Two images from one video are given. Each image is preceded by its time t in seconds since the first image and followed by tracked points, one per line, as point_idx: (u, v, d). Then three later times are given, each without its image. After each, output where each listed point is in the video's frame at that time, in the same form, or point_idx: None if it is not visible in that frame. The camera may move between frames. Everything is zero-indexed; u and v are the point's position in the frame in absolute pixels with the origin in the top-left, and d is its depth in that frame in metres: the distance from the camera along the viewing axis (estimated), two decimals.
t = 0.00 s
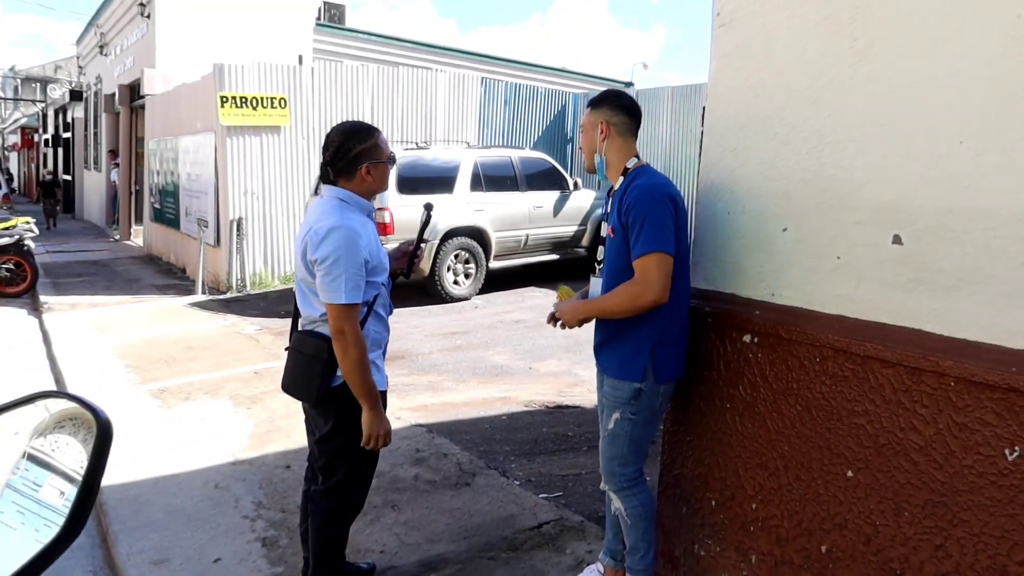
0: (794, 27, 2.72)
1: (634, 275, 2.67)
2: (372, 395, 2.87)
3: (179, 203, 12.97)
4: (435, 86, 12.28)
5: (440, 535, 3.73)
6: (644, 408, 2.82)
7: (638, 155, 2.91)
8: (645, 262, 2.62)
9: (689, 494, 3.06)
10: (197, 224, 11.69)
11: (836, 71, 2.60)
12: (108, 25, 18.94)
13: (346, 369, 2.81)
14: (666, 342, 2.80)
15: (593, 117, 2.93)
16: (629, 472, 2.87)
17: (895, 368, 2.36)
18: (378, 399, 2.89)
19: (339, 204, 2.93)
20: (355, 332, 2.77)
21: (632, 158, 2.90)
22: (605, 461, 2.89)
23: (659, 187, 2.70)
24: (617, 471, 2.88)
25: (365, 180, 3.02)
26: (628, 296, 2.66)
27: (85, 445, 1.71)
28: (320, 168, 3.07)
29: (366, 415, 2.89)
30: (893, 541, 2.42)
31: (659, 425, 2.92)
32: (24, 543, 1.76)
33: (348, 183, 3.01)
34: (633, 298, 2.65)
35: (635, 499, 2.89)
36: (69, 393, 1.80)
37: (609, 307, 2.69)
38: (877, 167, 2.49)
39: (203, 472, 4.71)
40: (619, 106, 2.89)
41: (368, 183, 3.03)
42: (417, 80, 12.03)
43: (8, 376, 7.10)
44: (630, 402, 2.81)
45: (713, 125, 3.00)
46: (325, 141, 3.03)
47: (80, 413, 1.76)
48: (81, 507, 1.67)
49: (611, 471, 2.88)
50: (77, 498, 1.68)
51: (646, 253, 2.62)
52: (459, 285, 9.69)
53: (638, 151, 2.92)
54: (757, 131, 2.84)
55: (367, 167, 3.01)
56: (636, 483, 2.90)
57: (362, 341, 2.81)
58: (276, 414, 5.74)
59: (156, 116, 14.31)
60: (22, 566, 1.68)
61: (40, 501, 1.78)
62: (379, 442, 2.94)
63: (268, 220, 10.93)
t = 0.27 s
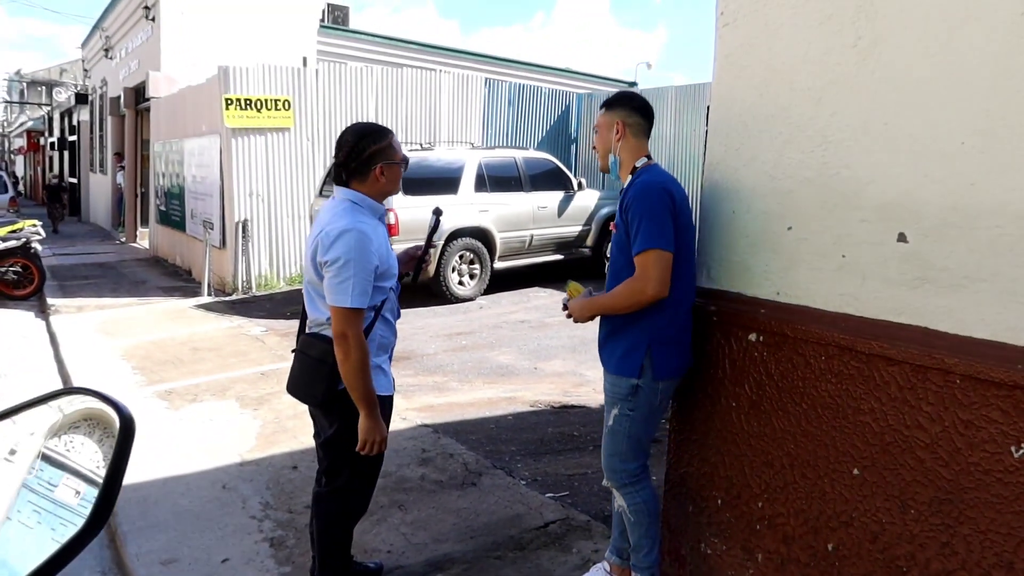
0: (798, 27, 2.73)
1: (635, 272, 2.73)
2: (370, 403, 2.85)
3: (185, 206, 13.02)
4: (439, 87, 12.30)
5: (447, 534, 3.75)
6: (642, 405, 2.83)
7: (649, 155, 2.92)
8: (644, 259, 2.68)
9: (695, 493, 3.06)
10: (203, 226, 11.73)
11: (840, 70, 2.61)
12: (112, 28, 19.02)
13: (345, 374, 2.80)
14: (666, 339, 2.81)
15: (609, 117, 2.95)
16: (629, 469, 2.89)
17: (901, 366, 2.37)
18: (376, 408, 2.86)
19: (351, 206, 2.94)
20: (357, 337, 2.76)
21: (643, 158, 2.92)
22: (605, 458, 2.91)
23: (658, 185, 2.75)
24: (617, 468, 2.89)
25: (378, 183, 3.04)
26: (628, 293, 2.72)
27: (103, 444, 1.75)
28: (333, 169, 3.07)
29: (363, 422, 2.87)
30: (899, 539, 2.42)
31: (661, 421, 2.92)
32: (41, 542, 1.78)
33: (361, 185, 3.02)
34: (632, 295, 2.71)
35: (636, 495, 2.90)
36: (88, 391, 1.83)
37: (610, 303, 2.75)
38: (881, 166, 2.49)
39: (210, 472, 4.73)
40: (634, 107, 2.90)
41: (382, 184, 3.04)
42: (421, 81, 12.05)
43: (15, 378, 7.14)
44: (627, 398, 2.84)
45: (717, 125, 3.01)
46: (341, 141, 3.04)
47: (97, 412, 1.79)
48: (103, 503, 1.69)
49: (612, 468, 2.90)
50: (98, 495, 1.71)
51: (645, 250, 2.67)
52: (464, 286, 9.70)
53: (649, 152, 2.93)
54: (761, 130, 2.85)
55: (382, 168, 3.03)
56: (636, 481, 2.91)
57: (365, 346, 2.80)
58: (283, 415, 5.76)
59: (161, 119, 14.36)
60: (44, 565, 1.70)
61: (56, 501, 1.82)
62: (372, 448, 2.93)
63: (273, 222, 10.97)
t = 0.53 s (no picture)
0: (800, 28, 2.73)
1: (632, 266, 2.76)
2: (389, 404, 2.88)
3: (186, 206, 13.03)
4: (439, 88, 12.31)
5: (448, 535, 3.74)
6: (645, 402, 2.83)
7: (650, 156, 2.98)
8: (642, 251, 2.71)
9: (698, 494, 3.06)
10: (204, 227, 11.73)
11: (843, 70, 2.60)
12: (113, 29, 19.03)
13: (363, 378, 2.82)
14: (666, 336, 2.81)
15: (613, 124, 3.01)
16: (634, 468, 2.88)
17: (904, 368, 2.37)
18: (397, 408, 2.91)
19: (359, 210, 2.94)
20: (375, 341, 2.78)
21: (643, 159, 2.97)
22: (609, 458, 2.91)
23: (656, 181, 2.78)
24: (622, 467, 2.88)
25: (388, 186, 3.05)
26: (627, 287, 2.75)
27: (111, 444, 1.79)
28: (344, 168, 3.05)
29: (384, 422, 2.90)
30: (902, 540, 2.42)
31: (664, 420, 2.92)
32: (46, 542, 1.78)
33: (375, 185, 3.03)
34: (631, 287, 2.74)
35: (642, 495, 2.88)
36: (98, 393, 1.85)
37: (609, 297, 2.78)
38: (884, 167, 2.49)
39: (212, 473, 4.73)
40: (637, 110, 2.96)
41: (396, 184, 3.06)
42: (422, 82, 12.06)
43: (16, 378, 7.15)
44: (630, 396, 2.84)
45: (719, 126, 3.01)
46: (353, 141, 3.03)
47: (107, 413, 1.83)
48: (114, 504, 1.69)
49: (615, 468, 2.90)
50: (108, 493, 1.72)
51: (643, 242, 2.71)
52: (465, 286, 9.70)
53: (649, 153, 2.99)
54: (764, 131, 2.85)
55: (397, 168, 3.05)
56: (642, 480, 2.89)
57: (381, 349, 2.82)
58: (284, 416, 5.76)
59: (162, 119, 14.37)
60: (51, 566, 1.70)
61: (64, 502, 1.82)
62: (394, 447, 2.95)
63: (274, 222, 10.96)
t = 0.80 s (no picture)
0: (805, 29, 2.73)
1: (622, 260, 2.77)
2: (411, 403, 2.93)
3: (187, 203, 13.03)
4: (440, 87, 12.30)
5: (448, 535, 3.74)
6: (650, 400, 2.83)
7: (651, 156, 2.98)
8: (631, 244, 2.72)
9: (700, 496, 3.06)
10: (205, 224, 11.73)
11: (847, 72, 2.60)
12: (115, 25, 19.02)
13: (387, 378, 2.85)
14: (661, 330, 2.81)
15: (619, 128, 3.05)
16: (649, 468, 2.85)
17: (906, 370, 2.37)
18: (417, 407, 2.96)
19: (374, 210, 2.94)
20: (402, 340, 2.82)
21: (644, 158, 2.98)
22: (624, 459, 2.89)
23: (647, 176, 2.79)
24: (637, 467, 2.86)
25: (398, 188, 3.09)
26: (616, 280, 2.76)
27: (117, 443, 1.77)
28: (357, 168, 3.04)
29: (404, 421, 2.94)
30: (903, 542, 2.42)
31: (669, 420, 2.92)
32: (53, 540, 1.78)
33: (389, 185, 3.07)
34: (622, 280, 2.74)
35: (662, 494, 2.85)
36: (104, 393, 1.84)
37: (600, 290, 2.79)
38: (887, 169, 2.49)
39: (212, 470, 4.73)
40: (639, 111, 2.97)
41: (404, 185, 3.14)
42: (423, 80, 12.05)
43: (17, 374, 7.15)
44: (633, 395, 2.84)
45: (722, 127, 3.01)
46: (372, 140, 3.01)
47: (113, 412, 1.81)
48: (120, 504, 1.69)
49: (630, 468, 2.87)
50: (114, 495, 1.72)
51: (631, 236, 2.72)
52: (465, 286, 9.70)
53: (651, 153, 2.98)
54: (767, 132, 2.85)
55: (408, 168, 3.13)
56: (660, 480, 2.86)
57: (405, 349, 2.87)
58: (284, 414, 5.76)
59: (163, 116, 14.37)
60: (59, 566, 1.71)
61: (68, 500, 1.81)
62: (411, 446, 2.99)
63: (274, 220, 10.96)
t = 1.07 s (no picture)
0: (809, 30, 2.73)
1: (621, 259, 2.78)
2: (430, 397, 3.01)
3: (190, 201, 13.04)
4: (444, 86, 12.31)
5: (450, 534, 3.75)
6: (655, 399, 2.83)
7: (654, 156, 2.98)
8: (630, 244, 2.73)
9: (702, 495, 3.07)
10: (208, 222, 11.74)
11: (851, 73, 2.60)
12: (119, 23, 19.05)
13: (408, 374, 2.92)
14: (662, 330, 2.82)
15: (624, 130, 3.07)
16: (657, 466, 2.85)
17: (908, 372, 2.37)
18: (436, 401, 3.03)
19: (389, 210, 2.98)
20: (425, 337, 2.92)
21: (646, 159, 2.98)
22: (631, 457, 2.89)
23: (646, 175, 2.80)
24: (644, 467, 2.86)
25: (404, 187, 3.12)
26: (616, 279, 2.76)
27: (124, 441, 1.80)
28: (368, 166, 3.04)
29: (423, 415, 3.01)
30: (904, 543, 2.42)
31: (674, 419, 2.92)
32: (59, 537, 1.79)
33: (398, 185, 3.10)
34: (620, 280, 2.75)
35: (672, 492, 2.85)
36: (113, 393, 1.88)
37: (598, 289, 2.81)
38: (890, 171, 2.49)
39: (215, 468, 4.74)
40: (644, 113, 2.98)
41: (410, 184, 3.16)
42: (427, 79, 12.06)
43: (20, 371, 7.17)
44: (637, 394, 2.84)
45: (725, 127, 3.02)
46: (382, 138, 3.02)
47: (122, 411, 1.84)
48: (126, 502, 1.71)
49: (638, 467, 2.87)
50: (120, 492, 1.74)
51: (629, 236, 2.72)
52: (468, 285, 9.70)
53: (654, 153, 2.99)
54: (770, 133, 2.85)
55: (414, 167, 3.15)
56: (668, 478, 2.86)
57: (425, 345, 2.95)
58: (287, 412, 5.77)
59: (167, 113, 14.39)
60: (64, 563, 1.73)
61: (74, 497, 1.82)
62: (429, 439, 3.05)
63: (278, 218, 10.97)
